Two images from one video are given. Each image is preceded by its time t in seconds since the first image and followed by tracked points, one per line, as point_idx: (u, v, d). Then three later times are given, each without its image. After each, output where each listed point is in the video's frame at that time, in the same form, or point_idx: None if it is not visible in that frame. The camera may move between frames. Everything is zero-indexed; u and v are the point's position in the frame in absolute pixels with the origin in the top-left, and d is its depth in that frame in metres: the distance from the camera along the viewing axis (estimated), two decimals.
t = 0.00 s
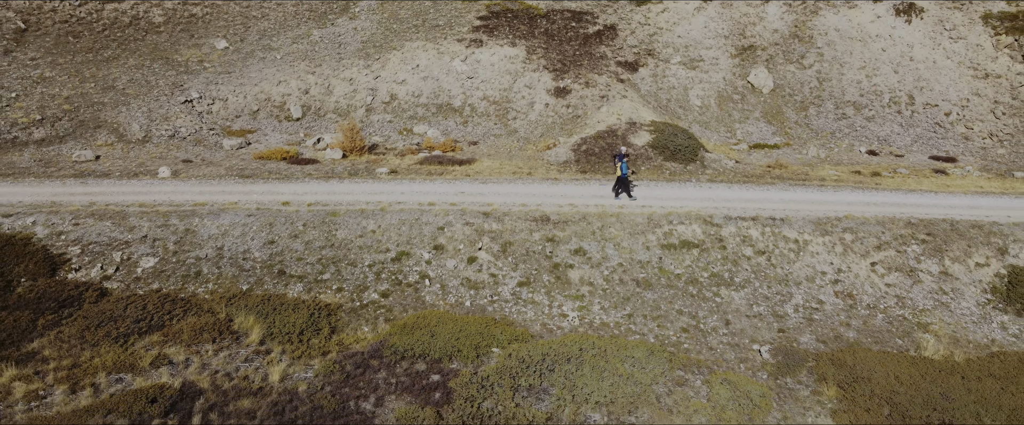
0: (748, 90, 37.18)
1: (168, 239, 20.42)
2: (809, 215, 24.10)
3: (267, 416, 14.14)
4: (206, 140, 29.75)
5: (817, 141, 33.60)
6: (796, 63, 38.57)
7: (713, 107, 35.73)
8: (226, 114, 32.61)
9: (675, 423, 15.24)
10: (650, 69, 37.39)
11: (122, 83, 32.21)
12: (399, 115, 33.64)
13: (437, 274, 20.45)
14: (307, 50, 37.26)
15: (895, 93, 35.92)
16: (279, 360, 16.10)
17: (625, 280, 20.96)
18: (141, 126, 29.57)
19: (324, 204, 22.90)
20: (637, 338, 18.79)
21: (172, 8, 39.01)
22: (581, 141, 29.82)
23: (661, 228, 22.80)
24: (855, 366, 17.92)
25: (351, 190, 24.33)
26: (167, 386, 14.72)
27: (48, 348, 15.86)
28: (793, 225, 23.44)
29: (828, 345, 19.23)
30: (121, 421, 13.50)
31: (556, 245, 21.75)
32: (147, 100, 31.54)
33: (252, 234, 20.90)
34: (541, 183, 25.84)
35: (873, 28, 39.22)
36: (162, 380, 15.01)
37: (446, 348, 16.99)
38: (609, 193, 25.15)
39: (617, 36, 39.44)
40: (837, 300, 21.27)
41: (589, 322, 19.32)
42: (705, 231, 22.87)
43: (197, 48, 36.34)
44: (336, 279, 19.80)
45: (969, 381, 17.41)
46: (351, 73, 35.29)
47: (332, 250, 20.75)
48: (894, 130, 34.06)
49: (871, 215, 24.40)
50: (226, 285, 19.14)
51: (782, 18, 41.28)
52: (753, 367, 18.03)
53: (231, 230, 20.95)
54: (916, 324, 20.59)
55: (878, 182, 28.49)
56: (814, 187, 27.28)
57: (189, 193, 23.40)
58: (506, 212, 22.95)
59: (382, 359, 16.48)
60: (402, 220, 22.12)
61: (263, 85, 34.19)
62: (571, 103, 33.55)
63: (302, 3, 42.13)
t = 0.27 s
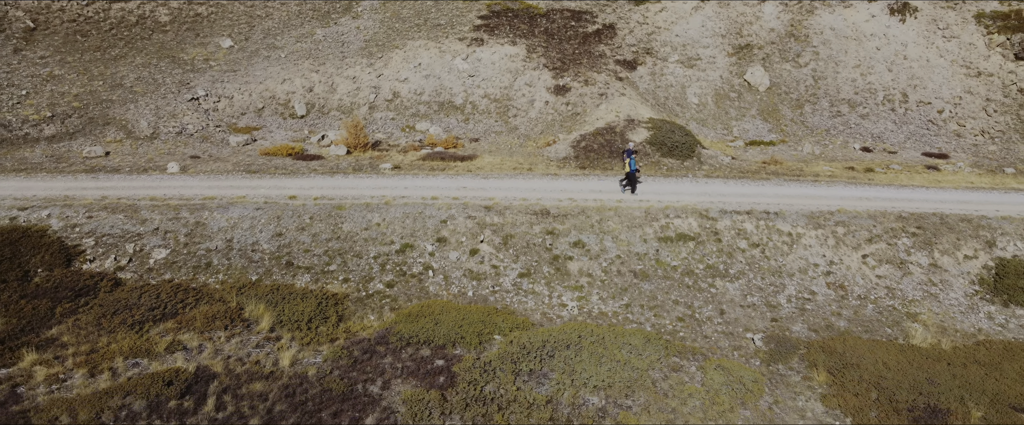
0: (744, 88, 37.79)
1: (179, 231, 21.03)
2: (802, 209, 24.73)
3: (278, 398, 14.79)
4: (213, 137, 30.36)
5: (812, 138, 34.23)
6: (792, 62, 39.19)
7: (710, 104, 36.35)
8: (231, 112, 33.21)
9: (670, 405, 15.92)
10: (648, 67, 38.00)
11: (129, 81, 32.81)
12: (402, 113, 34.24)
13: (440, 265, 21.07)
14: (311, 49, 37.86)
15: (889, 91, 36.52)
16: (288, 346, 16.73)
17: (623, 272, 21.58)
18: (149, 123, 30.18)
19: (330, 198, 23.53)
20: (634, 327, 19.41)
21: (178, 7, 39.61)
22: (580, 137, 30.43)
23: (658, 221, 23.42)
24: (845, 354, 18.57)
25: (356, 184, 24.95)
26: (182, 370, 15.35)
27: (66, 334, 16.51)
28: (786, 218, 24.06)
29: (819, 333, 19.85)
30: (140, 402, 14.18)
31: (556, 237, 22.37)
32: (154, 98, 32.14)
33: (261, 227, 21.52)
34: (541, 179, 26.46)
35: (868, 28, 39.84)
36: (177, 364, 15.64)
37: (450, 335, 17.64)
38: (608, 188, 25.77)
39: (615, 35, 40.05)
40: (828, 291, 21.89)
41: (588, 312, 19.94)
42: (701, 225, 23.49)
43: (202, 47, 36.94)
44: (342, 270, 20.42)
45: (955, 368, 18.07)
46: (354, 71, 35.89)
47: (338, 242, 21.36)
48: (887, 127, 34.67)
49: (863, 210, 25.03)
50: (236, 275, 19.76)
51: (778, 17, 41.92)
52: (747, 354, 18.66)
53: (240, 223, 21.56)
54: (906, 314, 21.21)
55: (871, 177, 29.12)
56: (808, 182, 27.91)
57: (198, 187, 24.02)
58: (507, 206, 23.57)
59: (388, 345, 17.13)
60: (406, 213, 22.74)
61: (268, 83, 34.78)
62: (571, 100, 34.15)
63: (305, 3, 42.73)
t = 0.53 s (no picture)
0: (741, 86, 38.33)
1: (188, 225, 21.58)
2: (796, 204, 25.27)
3: (288, 384, 15.37)
4: (218, 134, 30.90)
5: (807, 136, 34.77)
6: (788, 61, 39.74)
7: (707, 102, 36.89)
8: (236, 109, 33.75)
9: (665, 391, 16.52)
10: (647, 66, 38.55)
11: (136, 80, 33.35)
12: (404, 111, 34.75)
13: (443, 258, 21.60)
14: (314, 48, 38.40)
15: (884, 90, 37.05)
16: (296, 334, 17.28)
17: (621, 265, 22.13)
18: (156, 121, 30.72)
19: (335, 193, 24.08)
20: (631, 317, 19.96)
21: (182, 7, 40.14)
22: (579, 134, 30.97)
23: (656, 216, 23.96)
24: (836, 343, 19.13)
25: (360, 180, 25.51)
26: (194, 357, 15.92)
27: (82, 323, 17.10)
28: (781, 213, 24.60)
29: (812, 324, 20.40)
30: (154, 387, 14.78)
31: (556, 231, 22.91)
32: (160, 95, 32.68)
33: (268, 221, 22.05)
34: (541, 175, 27.01)
35: (863, 27, 40.38)
36: (189, 351, 16.19)
37: (453, 324, 18.21)
38: (607, 184, 26.33)
39: (614, 34, 40.60)
40: (822, 283, 22.42)
41: (586, 303, 20.48)
42: (697, 219, 24.03)
43: (207, 46, 37.47)
44: (347, 263, 20.96)
45: (942, 356, 18.64)
46: (357, 70, 36.41)
47: (343, 236, 21.90)
48: (882, 125, 35.20)
49: (856, 205, 25.58)
50: (244, 267, 20.31)
51: (775, 16, 42.49)
52: (741, 343, 19.23)
53: (247, 217, 22.10)
54: (897, 305, 21.74)
55: (865, 174, 29.67)
56: (803, 178, 28.46)
57: (205, 183, 24.57)
58: (508, 201, 24.12)
59: (393, 334, 17.69)
60: (409, 208, 23.29)
61: (272, 82, 35.31)
62: (570, 98, 34.68)
63: (308, 3, 43.26)
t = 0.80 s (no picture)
0: (737, 84, 39.01)
1: (198, 218, 22.27)
2: (789, 198, 25.96)
3: (298, 367, 16.08)
4: (225, 130, 31.58)
5: (802, 132, 35.46)
6: (784, 59, 40.42)
7: (704, 100, 37.56)
8: (242, 107, 34.42)
9: (660, 375, 17.25)
10: (644, 64, 39.23)
11: (143, 77, 34.01)
12: (406, 108, 35.39)
13: (445, 249, 22.29)
14: (317, 46, 39.05)
15: (878, 87, 37.72)
16: (305, 321, 17.98)
17: (618, 256, 22.81)
18: (164, 117, 31.40)
19: (340, 187, 24.78)
20: (628, 306, 20.66)
21: (188, 6, 40.78)
22: (579, 131, 31.63)
23: (652, 209, 24.64)
24: (825, 330, 19.86)
25: (365, 175, 26.20)
26: (208, 341, 16.63)
27: (99, 310, 17.82)
28: (774, 207, 25.28)
29: (803, 312, 21.09)
30: (172, 370, 15.54)
31: (555, 224, 23.60)
32: (168, 93, 33.34)
33: (276, 213, 22.74)
34: (541, 170, 27.70)
35: (858, 26, 41.06)
36: (203, 336, 16.90)
37: (457, 311, 18.91)
38: (605, 179, 27.03)
39: (613, 33, 41.26)
40: (813, 274, 23.11)
41: (585, 293, 21.16)
42: (693, 212, 24.72)
43: (213, 44, 38.13)
44: (353, 254, 21.64)
45: (927, 343, 19.38)
46: (360, 68, 37.07)
47: (349, 228, 22.58)
48: (875, 122, 35.87)
49: (847, 199, 26.26)
50: (254, 258, 20.99)
51: (771, 16, 43.18)
52: (733, 331, 19.94)
53: (256, 210, 22.79)
54: (885, 295, 22.42)
55: (857, 169, 30.36)
56: (796, 173, 29.16)
57: (214, 177, 25.26)
58: (509, 194, 24.80)
59: (398, 321, 18.39)
60: (412, 202, 23.97)
61: (276, 80, 35.96)
62: (569, 96, 35.34)
63: (311, 2, 43.90)
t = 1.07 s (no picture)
0: (734, 82, 39.65)
1: (208, 211, 22.91)
2: (783, 193, 26.60)
3: (307, 352, 16.74)
4: (231, 127, 32.21)
5: (797, 129, 36.08)
6: (780, 57, 41.07)
7: (701, 97, 38.18)
8: (247, 104, 35.03)
9: (655, 361, 17.92)
10: (643, 63, 39.86)
11: (150, 75, 34.64)
12: (408, 105, 35.99)
13: (448, 242, 22.92)
14: (321, 45, 39.68)
15: (872, 85, 38.35)
16: (313, 309, 18.63)
17: (616, 248, 23.45)
18: (171, 114, 32.03)
19: (345, 182, 25.44)
20: (625, 296, 21.30)
21: (193, 5, 41.42)
22: (578, 127, 32.26)
23: (649, 203, 25.28)
24: (816, 319, 20.52)
25: (369, 170, 26.85)
26: (220, 328, 17.30)
27: (114, 298, 18.49)
28: (768, 201, 25.92)
29: (795, 302, 21.73)
30: (186, 355, 16.21)
31: (554, 218, 24.24)
32: (174, 91, 33.97)
33: (283, 207, 23.38)
34: (541, 165, 28.36)
35: (853, 25, 41.68)
36: (215, 323, 17.55)
37: (459, 301, 19.56)
38: (604, 174, 27.68)
39: (612, 32, 41.89)
40: (806, 266, 23.74)
41: (583, 283, 21.80)
42: (689, 206, 25.36)
43: (218, 43, 38.75)
44: (358, 246, 22.28)
45: (915, 331, 20.04)
46: (363, 66, 37.68)
47: (354, 221, 23.22)
48: (869, 119, 36.49)
49: (839, 193, 26.91)
50: (262, 249, 21.64)
51: (767, 15, 43.81)
52: (727, 319, 20.58)
53: (263, 203, 23.43)
54: (876, 286, 23.05)
55: (850, 165, 31.00)
56: (790, 169, 29.81)
57: (222, 172, 25.91)
58: (509, 189, 25.45)
59: (403, 310, 19.03)
60: (415, 196, 24.61)
61: (281, 78, 36.58)
62: (569, 93, 35.97)
63: (314, 1, 44.51)
